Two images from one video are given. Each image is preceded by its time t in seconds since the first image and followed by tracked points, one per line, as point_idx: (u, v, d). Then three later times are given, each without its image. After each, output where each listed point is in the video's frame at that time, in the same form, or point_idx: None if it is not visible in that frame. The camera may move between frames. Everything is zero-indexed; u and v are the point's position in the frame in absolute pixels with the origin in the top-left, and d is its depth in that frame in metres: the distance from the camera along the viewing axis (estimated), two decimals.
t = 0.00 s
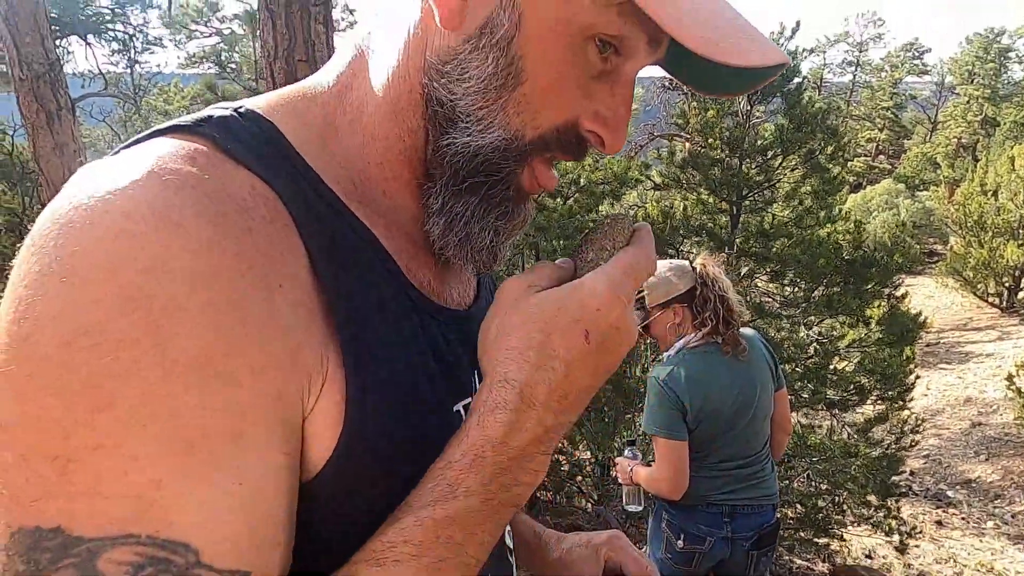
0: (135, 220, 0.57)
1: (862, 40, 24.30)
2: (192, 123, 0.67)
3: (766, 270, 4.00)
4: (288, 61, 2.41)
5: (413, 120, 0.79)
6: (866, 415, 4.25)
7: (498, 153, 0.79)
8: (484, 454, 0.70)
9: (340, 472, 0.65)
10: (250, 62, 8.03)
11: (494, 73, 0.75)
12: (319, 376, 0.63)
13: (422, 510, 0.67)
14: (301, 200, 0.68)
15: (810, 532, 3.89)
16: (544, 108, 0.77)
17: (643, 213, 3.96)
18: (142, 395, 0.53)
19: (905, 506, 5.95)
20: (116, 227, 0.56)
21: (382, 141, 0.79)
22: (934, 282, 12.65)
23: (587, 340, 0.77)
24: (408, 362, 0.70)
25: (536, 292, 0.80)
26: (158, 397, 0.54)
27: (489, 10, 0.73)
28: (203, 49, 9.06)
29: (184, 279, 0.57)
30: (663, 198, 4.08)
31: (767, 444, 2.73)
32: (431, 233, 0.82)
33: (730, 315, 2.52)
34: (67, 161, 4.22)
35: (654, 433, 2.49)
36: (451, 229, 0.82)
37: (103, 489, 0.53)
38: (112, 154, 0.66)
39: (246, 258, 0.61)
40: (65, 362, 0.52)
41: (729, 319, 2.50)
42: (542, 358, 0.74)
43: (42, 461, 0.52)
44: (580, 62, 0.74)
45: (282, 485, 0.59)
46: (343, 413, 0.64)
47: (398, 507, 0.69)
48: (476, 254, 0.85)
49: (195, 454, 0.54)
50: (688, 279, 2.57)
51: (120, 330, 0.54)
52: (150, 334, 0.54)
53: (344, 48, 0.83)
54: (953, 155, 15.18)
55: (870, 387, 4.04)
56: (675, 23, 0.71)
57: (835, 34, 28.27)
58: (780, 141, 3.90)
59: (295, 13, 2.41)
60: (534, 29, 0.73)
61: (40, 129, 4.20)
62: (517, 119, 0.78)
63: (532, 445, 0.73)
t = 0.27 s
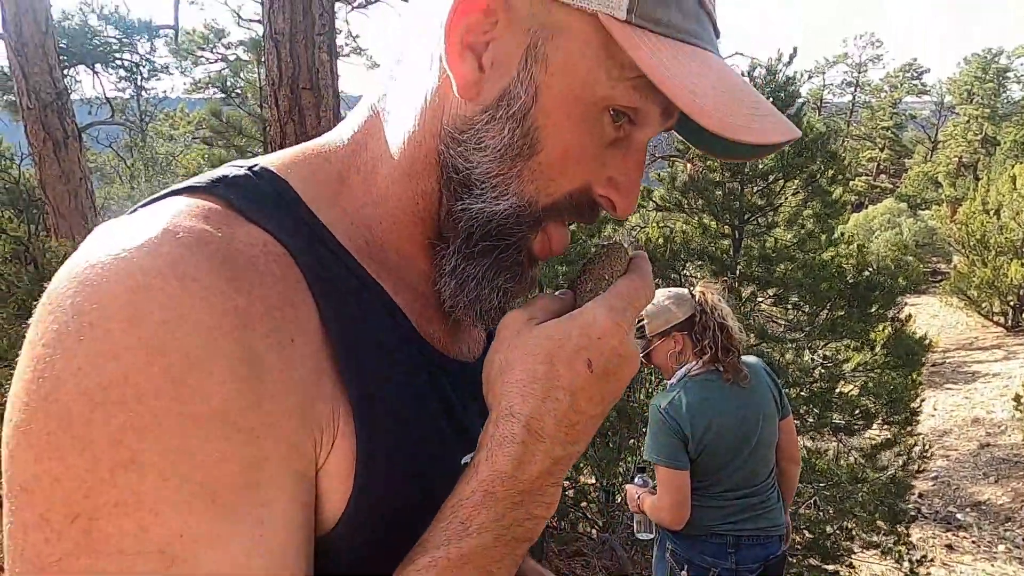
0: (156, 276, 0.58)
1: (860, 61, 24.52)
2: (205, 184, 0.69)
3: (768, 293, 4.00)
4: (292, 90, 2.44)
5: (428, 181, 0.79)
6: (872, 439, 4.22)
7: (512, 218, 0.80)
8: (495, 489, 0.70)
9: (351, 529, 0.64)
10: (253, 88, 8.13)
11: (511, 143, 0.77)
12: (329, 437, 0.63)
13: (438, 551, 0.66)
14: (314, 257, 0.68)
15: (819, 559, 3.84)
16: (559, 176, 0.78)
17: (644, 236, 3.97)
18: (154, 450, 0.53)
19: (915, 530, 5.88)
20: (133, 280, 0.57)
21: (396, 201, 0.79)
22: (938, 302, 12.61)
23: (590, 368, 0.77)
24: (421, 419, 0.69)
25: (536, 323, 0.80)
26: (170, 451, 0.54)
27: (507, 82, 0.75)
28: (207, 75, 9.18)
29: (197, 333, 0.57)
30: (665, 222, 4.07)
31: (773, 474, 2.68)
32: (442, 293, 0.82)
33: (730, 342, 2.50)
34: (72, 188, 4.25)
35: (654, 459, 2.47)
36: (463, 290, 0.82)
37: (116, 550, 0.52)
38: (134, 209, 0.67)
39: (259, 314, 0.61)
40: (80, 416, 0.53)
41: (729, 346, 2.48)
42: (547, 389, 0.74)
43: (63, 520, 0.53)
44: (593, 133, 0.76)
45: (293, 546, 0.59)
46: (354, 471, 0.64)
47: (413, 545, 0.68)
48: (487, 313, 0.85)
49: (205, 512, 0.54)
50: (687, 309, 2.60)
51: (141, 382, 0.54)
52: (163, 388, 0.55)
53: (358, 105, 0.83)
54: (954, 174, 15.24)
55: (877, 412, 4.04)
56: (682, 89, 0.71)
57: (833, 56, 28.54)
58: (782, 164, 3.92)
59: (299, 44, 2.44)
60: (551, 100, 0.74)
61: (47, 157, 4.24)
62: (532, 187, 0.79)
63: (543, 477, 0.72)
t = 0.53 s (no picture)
0: (181, 290, 0.59)
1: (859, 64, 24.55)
2: (224, 197, 0.70)
3: (769, 297, 4.00)
4: (292, 95, 2.45)
5: (445, 198, 0.80)
6: (873, 442, 4.23)
7: (530, 233, 0.80)
8: (506, 492, 0.72)
9: (371, 534, 0.66)
10: (252, 91, 8.12)
11: (528, 160, 0.76)
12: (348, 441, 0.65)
13: (453, 554, 0.68)
14: (329, 267, 0.70)
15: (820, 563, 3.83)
16: (576, 193, 0.78)
17: (644, 239, 3.98)
18: (183, 457, 0.55)
19: (916, 533, 5.87)
20: (161, 292, 0.59)
21: (414, 217, 0.80)
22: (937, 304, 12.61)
23: (599, 374, 0.77)
24: (433, 426, 0.71)
25: (550, 328, 0.80)
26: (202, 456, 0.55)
27: (525, 99, 0.75)
28: (207, 80, 9.17)
29: (222, 342, 0.59)
30: (664, 226, 4.07)
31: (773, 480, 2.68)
32: (464, 308, 0.83)
33: (730, 346, 2.48)
34: (72, 194, 4.24)
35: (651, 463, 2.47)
36: (484, 306, 0.83)
37: (143, 561, 0.53)
38: (151, 221, 0.69)
39: (279, 326, 0.63)
40: (114, 424, 0.54)
41: (728, 350, 2.47)
42: (557, 395, 0.76)
43: (90, 529, 0.53)
44: (609, 151, 0.76)
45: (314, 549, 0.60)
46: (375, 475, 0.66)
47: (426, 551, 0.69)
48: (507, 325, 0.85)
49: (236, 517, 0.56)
50: (687, 312, 2.59)
51: (172, 393, 0.56)
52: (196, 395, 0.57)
53: (373, 116, 0.83)
54: (953, 176, 15.25)
55: (878, 415, 4.06)
56: (699, 108, 0.71)
57: (832, 59, 28.57)
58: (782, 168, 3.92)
59: (299, 48, 2.44)
60: (568, 118, 0.74)
61: (46, 162, 4.24)
62: (550, 204, 0.79)
63: (555, 480, 0.74)
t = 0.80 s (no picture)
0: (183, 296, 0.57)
1: (856, 66, 24.65)
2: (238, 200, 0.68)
3: (769, 299, 3.99)
4: (291, 98, 2.45)
5: (454, 204, 0.78)
6: (870, 444, 4.25)
7: (540, 236, 0.79)
8: None
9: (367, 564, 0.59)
10: (251, 94, 8.13)
11: (535, 163, 0.75)
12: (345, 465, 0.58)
13: None
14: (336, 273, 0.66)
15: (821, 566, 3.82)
16: (584, 192, 0.78)
17: (643, 242, 3.99)
18: (167, 471, 0.52)
19: (915, 534, 5.87)
20: (165, 293, 0.57)
21: (425, 224, 0.77)
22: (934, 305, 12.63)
23: (647, 559, 0.68)
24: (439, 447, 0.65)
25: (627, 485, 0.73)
26: (177, 470, 0.52)
27: (530, 104, 0.73)
28: (205, 82, 9.18)
29: (220, 351, 0.55)
30: (664, 230, 4.07)
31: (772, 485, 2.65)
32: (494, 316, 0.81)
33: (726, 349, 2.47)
34: (70, 196, 4.24)
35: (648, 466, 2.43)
36: (512, 315, 0.81)
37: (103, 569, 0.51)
38: (164, 227, 0.67)
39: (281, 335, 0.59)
40: (93, 430, 0.52)
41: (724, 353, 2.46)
42: (602, 551, 0.67)
43: (59, 533, 0.51)
44: (611, 152, 0.76)
45: None
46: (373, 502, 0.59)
47: None
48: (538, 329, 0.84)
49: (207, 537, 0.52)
50: (680, 315, 2.63)
51: (165, 406, 0.53)
52: (181, 405, 0.53)
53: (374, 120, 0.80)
54: (949, 178, 15.31)
55: (876, 417, 4.06)
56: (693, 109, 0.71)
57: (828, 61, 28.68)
58: (781, 171, 3.93)
59: (298, 51, 2.43)
60: (571, 121, 0.73)
61: (44, 165, 4.24)
62: (560, 205, 0.78)
63: None
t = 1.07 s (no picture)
0: (156, 286, 0.55)
1: (852, 68, 24.71)
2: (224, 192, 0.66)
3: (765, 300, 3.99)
4: (287, 98, 2.44)
5: (438, 194, 0.77)
6: (867, 446, 4.25)
7: (527, 223, 0.79)
8: None
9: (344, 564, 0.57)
10: (248, 96, 8.12)
11: (521, 153, 0.74)
12: (318, 466, 0.56)
13: None
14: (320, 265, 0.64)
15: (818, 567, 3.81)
16: (567, 181, 0.77)
17: (639, 243, 3.99)
18: (130, 465, 0.49)
19: (912, 535, 5.87)
20: (141, 281, 0.55)
21: (408, 213, 0.77)
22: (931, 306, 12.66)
23: None
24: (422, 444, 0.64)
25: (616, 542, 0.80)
26: (143, 463, 0.49)
27: (516, 94, 0.71)
28: (202, 84, 9.17)
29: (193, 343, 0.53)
30: (660, 231, 4.07)
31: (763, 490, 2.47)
32: (466, 301, 0.81)
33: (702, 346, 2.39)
34: (64, 199, 4.22)
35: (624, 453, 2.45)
36: (485, 296, 0.81)
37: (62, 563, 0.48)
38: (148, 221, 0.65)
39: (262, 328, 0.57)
40: (52, 420, 0.50)
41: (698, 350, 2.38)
42: None
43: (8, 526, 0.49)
44: (598, 141, 0.75)
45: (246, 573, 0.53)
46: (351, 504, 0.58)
47: None
48: (511, 315, 0.84)
49: (172, 536, 0.50)
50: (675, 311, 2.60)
51: (132, 398, 0.50)
52: (149, 396, 0.51)
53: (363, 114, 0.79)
54: (945, 179, 15.36)
55: (873, 418, 4.06)
56: (676, 92, 0.71)
57: (825, 63, 28.76)
58: (776, 172, 3.93)
59: (294, 52, 2.43)
60: (557, 110, 0.72)
61: (39, 167, 4.22)
62: (543, 194, 0.77)
63: None
